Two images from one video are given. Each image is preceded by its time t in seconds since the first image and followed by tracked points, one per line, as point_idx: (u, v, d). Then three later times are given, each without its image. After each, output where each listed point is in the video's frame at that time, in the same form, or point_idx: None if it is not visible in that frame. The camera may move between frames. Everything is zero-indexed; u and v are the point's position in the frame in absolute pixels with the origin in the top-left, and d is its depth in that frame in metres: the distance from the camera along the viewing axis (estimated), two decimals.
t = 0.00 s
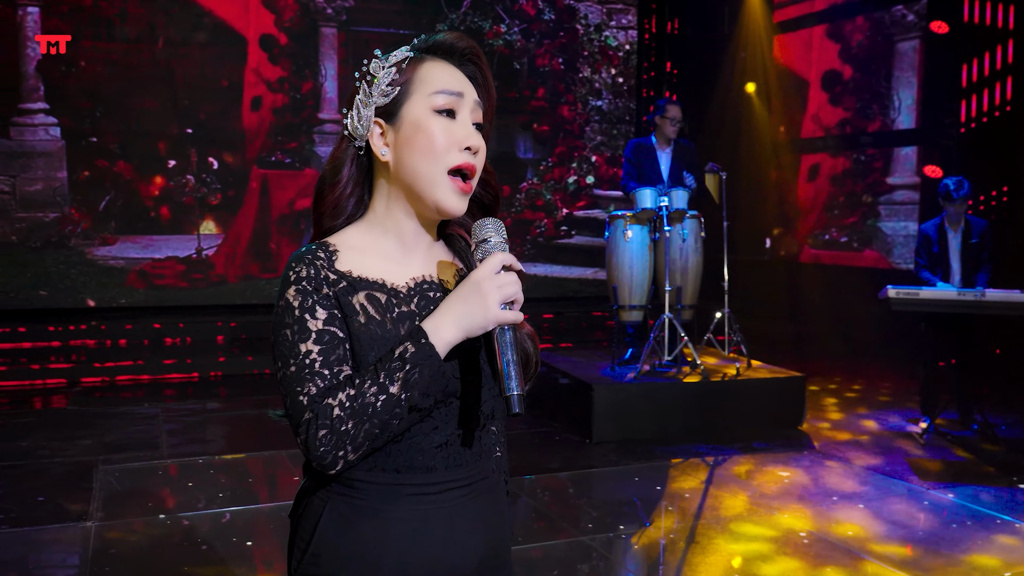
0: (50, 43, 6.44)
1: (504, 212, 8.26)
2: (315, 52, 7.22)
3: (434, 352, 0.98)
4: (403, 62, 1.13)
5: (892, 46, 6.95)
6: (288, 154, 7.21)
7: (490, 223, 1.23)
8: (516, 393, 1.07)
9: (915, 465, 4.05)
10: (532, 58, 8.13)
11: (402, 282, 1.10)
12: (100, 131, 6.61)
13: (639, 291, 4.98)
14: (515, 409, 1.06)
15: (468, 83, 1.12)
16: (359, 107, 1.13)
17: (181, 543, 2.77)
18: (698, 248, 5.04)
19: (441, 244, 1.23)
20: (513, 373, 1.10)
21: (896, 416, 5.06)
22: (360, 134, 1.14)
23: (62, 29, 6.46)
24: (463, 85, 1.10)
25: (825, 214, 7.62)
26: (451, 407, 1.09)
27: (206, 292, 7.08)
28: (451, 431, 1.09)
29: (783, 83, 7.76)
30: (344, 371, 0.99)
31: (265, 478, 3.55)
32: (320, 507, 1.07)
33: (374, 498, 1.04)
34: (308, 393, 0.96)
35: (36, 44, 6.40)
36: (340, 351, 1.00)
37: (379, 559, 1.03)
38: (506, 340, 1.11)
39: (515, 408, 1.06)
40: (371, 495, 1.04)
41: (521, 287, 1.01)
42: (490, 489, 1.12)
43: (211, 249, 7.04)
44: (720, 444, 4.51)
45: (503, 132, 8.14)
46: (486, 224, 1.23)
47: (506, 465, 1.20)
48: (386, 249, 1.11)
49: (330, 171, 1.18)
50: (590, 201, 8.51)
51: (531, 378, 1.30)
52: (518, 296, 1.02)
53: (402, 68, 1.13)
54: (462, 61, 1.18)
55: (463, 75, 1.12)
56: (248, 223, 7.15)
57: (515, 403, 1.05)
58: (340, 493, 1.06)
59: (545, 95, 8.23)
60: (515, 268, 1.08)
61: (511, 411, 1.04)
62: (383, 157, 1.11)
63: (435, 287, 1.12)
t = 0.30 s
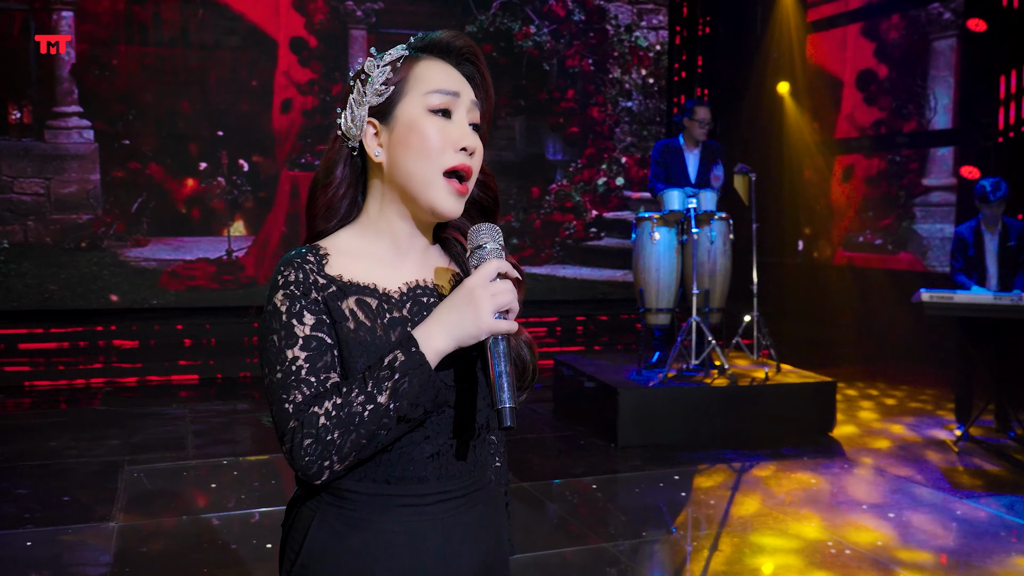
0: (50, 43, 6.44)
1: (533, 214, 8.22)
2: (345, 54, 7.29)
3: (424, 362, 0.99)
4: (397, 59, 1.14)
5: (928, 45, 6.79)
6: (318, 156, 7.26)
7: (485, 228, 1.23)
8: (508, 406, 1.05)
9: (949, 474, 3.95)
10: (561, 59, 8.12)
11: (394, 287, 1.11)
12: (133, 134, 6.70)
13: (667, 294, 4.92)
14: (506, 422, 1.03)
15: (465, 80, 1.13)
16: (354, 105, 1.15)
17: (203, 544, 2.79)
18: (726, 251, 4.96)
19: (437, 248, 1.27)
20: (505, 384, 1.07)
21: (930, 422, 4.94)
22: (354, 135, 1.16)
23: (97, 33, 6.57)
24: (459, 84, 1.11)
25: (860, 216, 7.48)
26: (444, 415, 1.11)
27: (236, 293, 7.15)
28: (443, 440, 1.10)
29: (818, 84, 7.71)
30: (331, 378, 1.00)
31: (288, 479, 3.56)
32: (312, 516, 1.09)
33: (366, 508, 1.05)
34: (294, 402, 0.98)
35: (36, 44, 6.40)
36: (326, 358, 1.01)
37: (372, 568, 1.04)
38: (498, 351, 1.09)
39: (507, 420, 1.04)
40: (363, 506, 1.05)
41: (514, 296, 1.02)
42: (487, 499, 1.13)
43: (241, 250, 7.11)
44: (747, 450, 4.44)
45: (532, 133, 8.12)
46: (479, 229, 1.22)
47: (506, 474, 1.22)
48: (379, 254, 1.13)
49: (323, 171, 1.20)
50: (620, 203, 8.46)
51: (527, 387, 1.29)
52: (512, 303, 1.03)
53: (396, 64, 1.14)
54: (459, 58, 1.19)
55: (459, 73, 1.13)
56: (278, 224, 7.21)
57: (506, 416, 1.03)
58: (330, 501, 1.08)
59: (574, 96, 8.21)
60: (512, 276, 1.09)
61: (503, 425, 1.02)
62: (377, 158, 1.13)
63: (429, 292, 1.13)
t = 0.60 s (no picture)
0: (51, 43, 6.50)
1: (568, 216, 8.17)
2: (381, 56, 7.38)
3: (421, 376, 1.03)
4: (403, 64, 1.23)
5: (972, 43, 6.63)
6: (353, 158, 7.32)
7: (488, 239, 1.30)
8: (507, 424, 1.09)
9: (988, 484, 3.84)
10: (597, 60, 8.08)
11: (394, 296, 1.19)
12: (172, 136, 6.81)
13: (700, 298, 4.84)
14: (504, 440, 1.07)
15: (468, 87, 1.21)
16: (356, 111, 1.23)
17: (229, 546, 2.80)
18: (761, 254, 4.89)
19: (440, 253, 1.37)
20: (505, 402, 1.11)
21: (971, 431, 4.81)
22: (354, 140, 1.25)
23: (138, 38, 6.70)
24: (461, 90, 1.19)
25: (900, 219, 7.31)
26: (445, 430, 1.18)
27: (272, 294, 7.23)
28: (440, 455, 1.17)
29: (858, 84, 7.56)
30: (326, 391, 1.05)
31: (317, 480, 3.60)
32: (308, 529, 1.16)
33: (364, 520, 1.12)
34: (287, 413, 1.03)
35: (36, 44, 6.44)
36: (320, 370, 1.07)
37: None
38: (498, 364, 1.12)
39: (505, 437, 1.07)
40: (361, 519, 1.12)
41: (514, 311, 1.06)
42: (487, 512, 1.20)
43: (277, 252, 7.19)
44: (781, 457, 4.36)
45: (567, 134, 8.07)
46: (484, 239, 1.30)
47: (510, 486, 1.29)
48: (380, 263, 1.21)
49: (326, 175, 1.29)
50: (655, 204, 8.38)
51: (530, 400, 1.39)
52: (512, 317, 1.07)
53: (400, 69, 1.22)
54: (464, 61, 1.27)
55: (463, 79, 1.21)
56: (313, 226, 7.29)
57: (504, 434, 1.06)
58: (327, 515, 1.15)
59: (610, 97, 8.15)
60: (514, 288, 1.12)
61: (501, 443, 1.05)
62: (377, 163, 1.21)
63: (428, 301, 1.21)
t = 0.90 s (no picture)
0: (52, 44, 6.50)
1: (603, 216, 8.12)
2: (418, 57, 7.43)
3: (418, 389, 1.04)
4: (408, 64, 1.23)
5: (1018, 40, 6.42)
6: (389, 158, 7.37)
7: (491, 246, 1.30)
8: (505, 439, 1.06)
9: None
10: (634, 60, 8.02)
11: (394, 303, 1.22)
12: (210, 139, 6.92)
13: (735, 299, 4.77)
14: (502, 456, 1.05)
15: (474, 88, 1.21)
16: (359, 113, 1.24)
17: (256, 547, 2.82)
18: (798, 256, 4.78)
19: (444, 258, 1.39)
20: (504, 416, 1.09)
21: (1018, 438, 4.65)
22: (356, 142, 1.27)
23: (177, 40, 6.80)
24: (466, 91, 1.19)
25: (944, 220, 7.21)
26: (446, 441, 1.20)
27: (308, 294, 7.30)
28: (441, 466, 1.18)
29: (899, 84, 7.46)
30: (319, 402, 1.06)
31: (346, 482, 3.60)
32: (306, 541, 1.18)
33: (361, 533, 1.14)
34: (280, 424, 1.04)
35: (37, 45, 6.46)
36: (316, 379, 1.08)
37: None
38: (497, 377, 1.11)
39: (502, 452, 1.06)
40: (358, 531, 1.14)
41: (515, 321, 1.04)
42: (490, 523, 1.21)
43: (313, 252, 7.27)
44: (818, 463, 4.26)
45: (603, 134, 8.02)
46: (486, 248, 1.29)
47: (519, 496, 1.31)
48: (382, 268, 1.24)
49: (328, 178, 1.32)
50: (692, 205, 8.30)
51: (536, 410, 1.37)
52: (513, 328, 1.05)
53: (402, 69, 1.23)
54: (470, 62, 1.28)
55: (468, 80, 1.21)
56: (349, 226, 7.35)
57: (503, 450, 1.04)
58: (324, 527, 1.17)
59: (647, 97, 8.09)
60: (517, 296, 1.10)
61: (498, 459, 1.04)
62: (379, 165, 1.22)
63: (430, 308, 1.23)
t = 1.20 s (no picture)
0: (50, 43, 6.53)
1: (638, 216, 8.05)
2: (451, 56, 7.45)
3: (408, 395, 1.09)
4: (408, 61, 1.29)
5: None
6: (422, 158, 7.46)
7: (487, 254, 1.35)
8: (496, 450, 1.11)
9: None
10: (669, 58, 7.94)
11: (391, 307, 1.29)
12: (245, 138, 6.99)
13: (769, 300, 4.69)
14: (493, 466, 1.09)
15: (473, 87, 1.27)
16: (357, 111, 1.30)
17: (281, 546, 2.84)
18: (834, 257, 4.69)
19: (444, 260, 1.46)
20: (497, 427, 1.13)
21: None
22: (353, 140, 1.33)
23: (213, 41, 6.89)
24: (466, 90, 1.25)
25: (986, 219, 6.96)
26: (439, 452, 1.28)
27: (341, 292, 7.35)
28: (436, 476, 1.27)
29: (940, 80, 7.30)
30: (309, 408, 1.12)
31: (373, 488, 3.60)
32: (299, 550, 1.27)
33: (354, 546, 1.23)
34: (269, 430, 1.10)
35: (36, 44, 6.51)
36: (306, 385, 1.14)
37: None
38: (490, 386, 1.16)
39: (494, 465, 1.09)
40: (351, 543, 1.23)
41: (508, 327, 1.10)
42: (484, 534, 1.29)
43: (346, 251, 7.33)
44: (853, 467, 4.16)
45: (637, 133, 7.95)
46: (482, 253, 1.35)
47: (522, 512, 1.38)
48: (378, 273, 1.31)
49: (328, 175, 1.41)
50: (727, 204, 8.19)
51: (537, 417, 1.44)
52: (506, 333, 1.10)
53: (400, 67, 1.29)
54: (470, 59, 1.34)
55: (467, 79, 1.27)
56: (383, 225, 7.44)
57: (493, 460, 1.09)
58: (317, 534, 1.26)
59: (682, 95, 8.00)
60: (512, 302, 1.15)
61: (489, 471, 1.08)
62: (376, 164, 1.29)
63: (427, 313, 1.30)
